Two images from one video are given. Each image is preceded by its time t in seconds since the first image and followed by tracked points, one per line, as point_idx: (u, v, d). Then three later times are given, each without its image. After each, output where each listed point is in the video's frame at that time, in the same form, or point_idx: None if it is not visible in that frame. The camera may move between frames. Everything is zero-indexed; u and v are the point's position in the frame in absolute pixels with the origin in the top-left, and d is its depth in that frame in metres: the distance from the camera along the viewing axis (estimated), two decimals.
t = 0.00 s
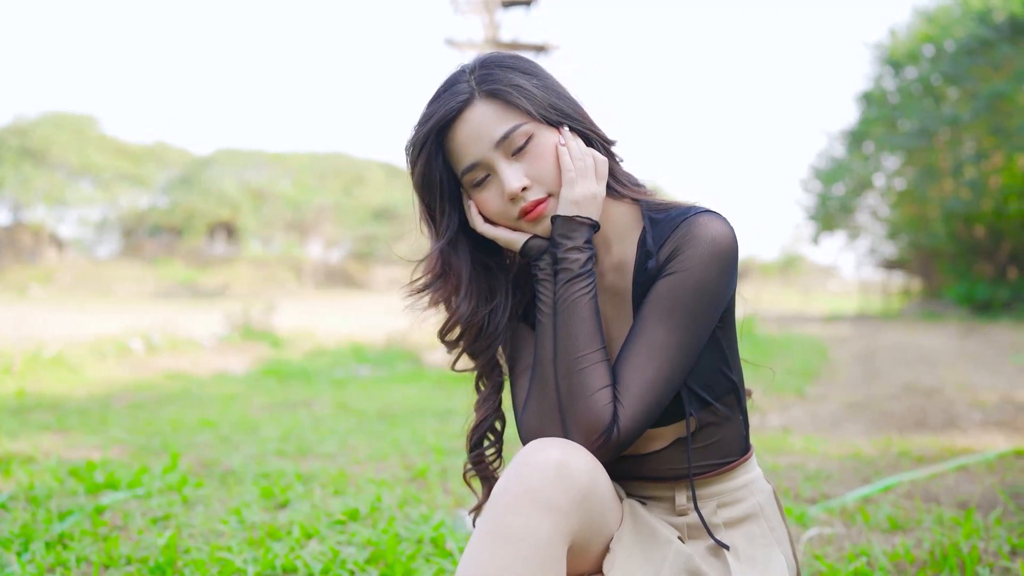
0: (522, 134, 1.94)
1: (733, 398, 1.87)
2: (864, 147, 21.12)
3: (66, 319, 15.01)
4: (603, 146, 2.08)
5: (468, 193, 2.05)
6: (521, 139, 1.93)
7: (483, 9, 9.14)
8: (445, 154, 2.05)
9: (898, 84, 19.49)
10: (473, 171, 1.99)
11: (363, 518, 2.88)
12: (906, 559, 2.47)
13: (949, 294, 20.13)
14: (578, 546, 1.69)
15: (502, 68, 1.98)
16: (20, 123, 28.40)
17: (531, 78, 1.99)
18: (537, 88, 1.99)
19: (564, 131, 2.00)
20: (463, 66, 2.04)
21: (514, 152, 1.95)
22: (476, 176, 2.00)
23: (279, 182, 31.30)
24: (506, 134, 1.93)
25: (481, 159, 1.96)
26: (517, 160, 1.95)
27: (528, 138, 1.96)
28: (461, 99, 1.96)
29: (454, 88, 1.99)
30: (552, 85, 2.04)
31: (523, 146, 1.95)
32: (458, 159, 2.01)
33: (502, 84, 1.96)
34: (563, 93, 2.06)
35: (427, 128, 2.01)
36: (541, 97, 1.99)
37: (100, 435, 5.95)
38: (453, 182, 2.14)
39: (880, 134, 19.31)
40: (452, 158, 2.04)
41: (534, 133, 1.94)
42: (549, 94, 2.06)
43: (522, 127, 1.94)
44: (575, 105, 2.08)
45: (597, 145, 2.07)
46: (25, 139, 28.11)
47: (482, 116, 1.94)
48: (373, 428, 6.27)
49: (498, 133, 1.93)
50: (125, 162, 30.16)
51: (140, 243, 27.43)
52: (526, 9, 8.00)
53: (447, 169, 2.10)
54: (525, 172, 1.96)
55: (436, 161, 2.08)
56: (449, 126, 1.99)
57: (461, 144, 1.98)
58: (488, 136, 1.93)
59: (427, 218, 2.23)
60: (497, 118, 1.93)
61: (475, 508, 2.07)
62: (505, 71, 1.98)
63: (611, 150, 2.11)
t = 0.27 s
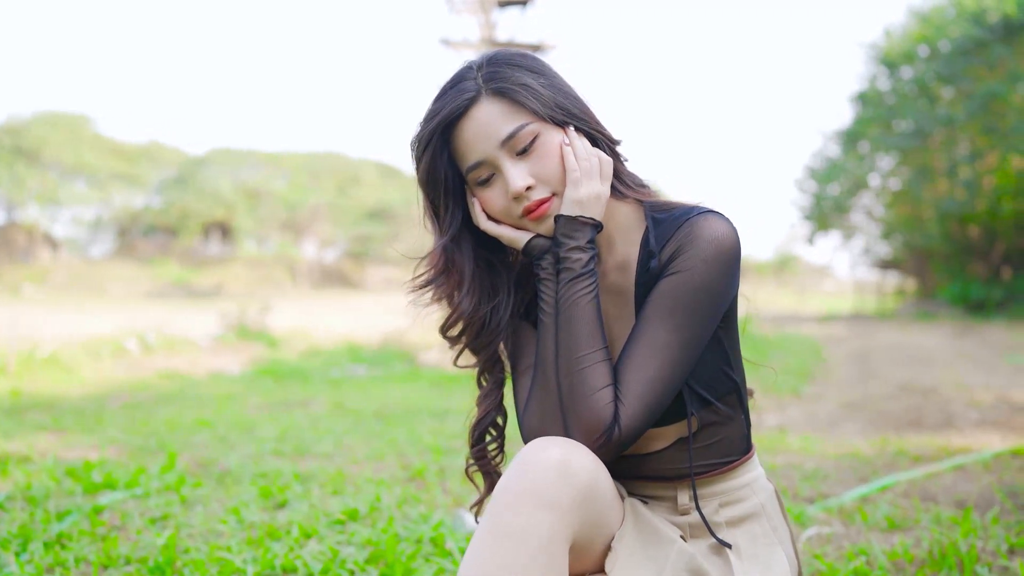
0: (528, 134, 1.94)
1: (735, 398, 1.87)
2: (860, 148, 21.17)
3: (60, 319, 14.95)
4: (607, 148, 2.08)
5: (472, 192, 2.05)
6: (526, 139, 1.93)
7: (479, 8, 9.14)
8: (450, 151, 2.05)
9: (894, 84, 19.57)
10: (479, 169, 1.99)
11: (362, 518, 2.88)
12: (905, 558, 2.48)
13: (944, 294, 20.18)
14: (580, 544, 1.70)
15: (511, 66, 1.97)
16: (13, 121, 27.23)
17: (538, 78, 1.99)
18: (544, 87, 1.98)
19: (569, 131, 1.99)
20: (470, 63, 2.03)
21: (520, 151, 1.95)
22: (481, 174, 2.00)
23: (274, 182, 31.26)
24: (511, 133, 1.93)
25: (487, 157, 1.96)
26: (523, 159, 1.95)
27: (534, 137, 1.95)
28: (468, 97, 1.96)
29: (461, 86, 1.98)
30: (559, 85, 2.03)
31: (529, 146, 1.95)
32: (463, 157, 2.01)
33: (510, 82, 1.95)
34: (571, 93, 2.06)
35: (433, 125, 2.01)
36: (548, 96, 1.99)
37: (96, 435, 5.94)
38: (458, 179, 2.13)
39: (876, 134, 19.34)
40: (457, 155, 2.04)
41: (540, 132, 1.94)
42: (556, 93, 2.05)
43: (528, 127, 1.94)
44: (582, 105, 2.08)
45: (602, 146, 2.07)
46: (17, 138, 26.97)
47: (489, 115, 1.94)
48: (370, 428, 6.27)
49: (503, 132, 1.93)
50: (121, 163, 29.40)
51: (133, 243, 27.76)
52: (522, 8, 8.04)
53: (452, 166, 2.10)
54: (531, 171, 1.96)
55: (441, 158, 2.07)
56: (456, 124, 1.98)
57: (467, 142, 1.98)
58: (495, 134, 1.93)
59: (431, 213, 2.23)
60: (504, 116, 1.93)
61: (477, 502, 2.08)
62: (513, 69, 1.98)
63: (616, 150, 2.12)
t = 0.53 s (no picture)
0: (534, 134, 1.94)
1: (735, 399, 1.87)
2: (854, 148, 21.23)
3: (53, 320, 14.87)
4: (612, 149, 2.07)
5: (475, 187, 2.05)
6: (531, 139, 1.92)
7: (474, 8, 9.15)
8: (455, 146, 2.05)
9: (887, 84, 19.64)
10: (483, 166, 1.99)
11: (361, 518, 2.88)
12: (902, 557, 2.49)
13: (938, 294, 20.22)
14: (580, 543, 1.70)
15: (521, 64, 1.96)
16: (6, 121, 26.43)
17: (548, 77, 1.97)
18: (552, 87, 1.97)
19: (575, 131, 1.99)
20: (477, 59, 2.02)
21: (525, 150, 1.95)
22: (485, 171, 2.00)
23: (268, 181, 31.20)
24: (517, 132, 1.92)
25: (492, 155, 1.96)
26: (526, 159, 1.95)
27: (540, 138, 1.95)
28: (475, 93, 1.95)
29: (469, 81, 1.97)
30: (568, 84, 2.02)
31: (533, 145, 1.94)
32: (467, 153, 2.00)
33: (518, 80, 1.94)
34: (579, 92, 2.05)
35: (438, 120, 2.00)
36: (557, 94, 1.97)
37: (91, 436, 5.93)
38: (461, 174, 2.13)
39: (869, 135, 19.38)
40: (462, 151, 2.04)
41: (545, 133, 1.94)
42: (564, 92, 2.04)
43: (534, 127, 1.93)
44: (589, 105, 2.07)
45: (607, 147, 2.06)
46: (11, 138, 26.12)
47: (495, 113, 1.93)
48: (366, 428, 6.27)
49: (509, 131, 1.92)
50: (114, 164, 28.73)
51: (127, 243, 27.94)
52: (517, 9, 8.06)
53: (456, 161, 2.09)
54: (534, 171, 1.96)
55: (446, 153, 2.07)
56: (461, 120, 1.97)
57: (471, 138, 1.97)
58: (499, 133, 1.92)
59: (434, 206, 2.23)
60: (510, 116, 1.92)
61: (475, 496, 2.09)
62: (523, 66, 1.96)
63: (621, 152, 2.11)
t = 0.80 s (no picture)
0: (538, 135, 1.93)
1: (734, 401, 1.88)
2: (847, 148, 21.32)
3: (47, 320, 14.85)
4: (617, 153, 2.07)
5: (476, 184, 2.05)
6: (536, 139, 1.92)
7: (470, 8, 9.15)
8: (459, 142, 2.04)
9: (882, 85, 19.72)
10: (486, 163, 1.98)
11: (358, 519, 2.87)
12: (899, 557, 2.49)
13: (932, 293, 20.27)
14: (578, 543, 1.70)
15: (530, 63, 1.95)
16: None
17: (556, 77, 1.96)
18: (561, 87, 1.96)
19: (579, 135, 1.98)
20: (486, 53, 2.01)
21: (528, 151, 1.95)
22: (488, 168, 1.99)
23: (263, 181, 31.15)
24: (522, 131, 1.92)
25: (495, 154, 1.95)
26: (530, 159, 1.95)
27: (544, 139, 1.94)
28: (482, 89, 1.94)
29: (477, 77, 1.96)
30: (576, 85, 2.01)
31: (538, 147, 1.94)
32: (471, 149, 2.00)
33: (526, 79, 1.93)
34: (587, 94, 2.04)
35: (443, 115, 1.99)
36: (565, 95, 1.96)
37: (86, 436, 5.93)
38: (464, 170, 2.12)
39: (864, 135, 19.43)
40: (465, 147, 2.03)
41: (550, 134, 1.93)
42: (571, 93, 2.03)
43: (539, 129, 1.92)
44: (596, 106, 2.06)
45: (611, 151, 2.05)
46: (4, 138, 25.95)
47: (501, 112, 1.93)
48: (362, 428, 6.27)
49: (513, 131, 1.92)
50: (108, 162, 28.90)
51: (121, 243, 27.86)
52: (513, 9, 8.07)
53: (459, 157, 2.09)
54: (537, 171, 1.96)
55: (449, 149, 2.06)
56: (467, 116, 1.97)
57: (476, 135, 1.97)
58: (504, 132, 1.92)
59: (436, 199, 2.23)
60: (515, 115, 1.91)
61: (474, 490, 2.09)
62: (532, 66, 1.95)
63: (625, 156, 2.11)
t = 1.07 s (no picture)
0: (545, 136, 1.93)
1: (732, 401, 1.88)
2: (841, 148, 21.38)
3: (41, 320, 14.80)
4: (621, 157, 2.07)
5: (480, 180, 2.05)
6: (542, 141, 1.92)
7: (465, 8, 9.16)
8: (465, 136, 2.04)
9: (875, 86, 19.80)
10: (490, 161, 1.99)
11: (355, 520, 2.87)
12: (896, 557, 2.50)
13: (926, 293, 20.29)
14: (577, 543, 1.70)
15: (543, 64, 1.94)
16: None
17: (569, 79, 1.95)
18: (574, 88, 1.95)
19: (586, 139, 1.98)
20: (498, 48, 1.99)
21: (534, 151, 1.95)
22: (493, 165, 1.99)
23: (257, 181, 31.08)
24: (530, 132, 1.92)
25: (501, 151, 1.95)
26: (534, 160, 1.95)
27: (551, 140, 1.95)
28: (492, 87, 1.93)
29: (489, 73, 1.95)
30: (587, 88, 2.00)
31: (544, 148, 1.94)
32: (477, 144, 2.00)
33: (536, 78, 1.92)
34: (597, 95, 2.03)
35: (451, 108, 1.99)
36: (575, 97, 1.96)
37: (81, 436, 5.93)
38: (468, 164, 2.12)
39: (859, 135, 19.45)
40: (471, 142, 2.03)
41: (557, 135, 1.93)
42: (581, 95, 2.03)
43: (546, 130, 1.92)
44: (604, 108, 2.05)
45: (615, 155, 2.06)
46: None
47: (509, 111, 1.92)
48: (358, 428, 6.28)
49: (521, 131, 1.92)
50: (101, 162, 28.14)
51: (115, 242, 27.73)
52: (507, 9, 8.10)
53: (465, 152, 2.09)
54: (540, 172, 1.97)
55: (454, 143, 2.05)
56: (475, 111, 1.96)
57: (482, 131, 1.97)
58: (511, 132, 1.92)
59: (439, 191, 2.22)
60: (525, 114, 1.91)
61: (474, 483, 2.10)
62: (545, 66, 1.94)
63: (629, 160, 2.11)
